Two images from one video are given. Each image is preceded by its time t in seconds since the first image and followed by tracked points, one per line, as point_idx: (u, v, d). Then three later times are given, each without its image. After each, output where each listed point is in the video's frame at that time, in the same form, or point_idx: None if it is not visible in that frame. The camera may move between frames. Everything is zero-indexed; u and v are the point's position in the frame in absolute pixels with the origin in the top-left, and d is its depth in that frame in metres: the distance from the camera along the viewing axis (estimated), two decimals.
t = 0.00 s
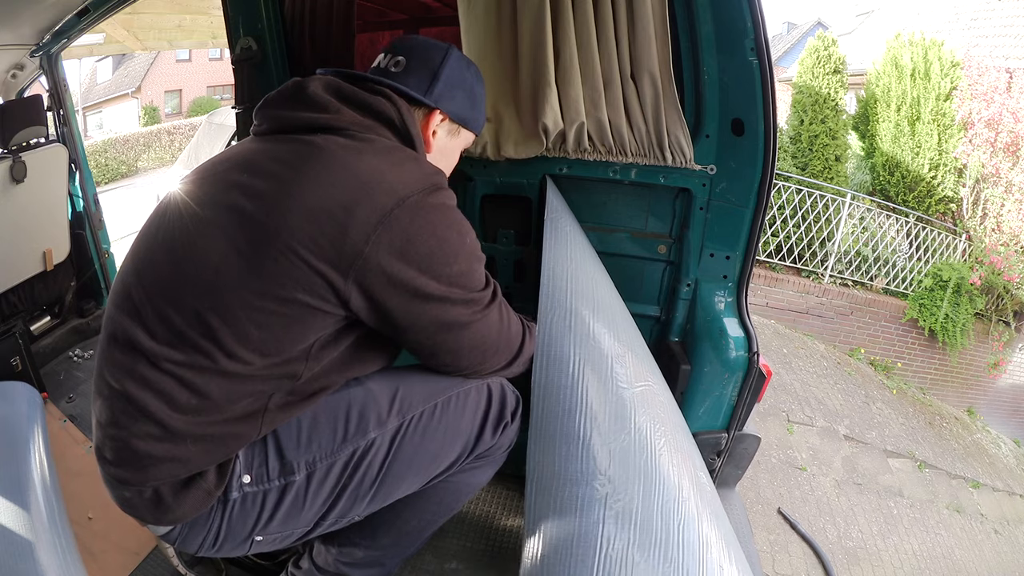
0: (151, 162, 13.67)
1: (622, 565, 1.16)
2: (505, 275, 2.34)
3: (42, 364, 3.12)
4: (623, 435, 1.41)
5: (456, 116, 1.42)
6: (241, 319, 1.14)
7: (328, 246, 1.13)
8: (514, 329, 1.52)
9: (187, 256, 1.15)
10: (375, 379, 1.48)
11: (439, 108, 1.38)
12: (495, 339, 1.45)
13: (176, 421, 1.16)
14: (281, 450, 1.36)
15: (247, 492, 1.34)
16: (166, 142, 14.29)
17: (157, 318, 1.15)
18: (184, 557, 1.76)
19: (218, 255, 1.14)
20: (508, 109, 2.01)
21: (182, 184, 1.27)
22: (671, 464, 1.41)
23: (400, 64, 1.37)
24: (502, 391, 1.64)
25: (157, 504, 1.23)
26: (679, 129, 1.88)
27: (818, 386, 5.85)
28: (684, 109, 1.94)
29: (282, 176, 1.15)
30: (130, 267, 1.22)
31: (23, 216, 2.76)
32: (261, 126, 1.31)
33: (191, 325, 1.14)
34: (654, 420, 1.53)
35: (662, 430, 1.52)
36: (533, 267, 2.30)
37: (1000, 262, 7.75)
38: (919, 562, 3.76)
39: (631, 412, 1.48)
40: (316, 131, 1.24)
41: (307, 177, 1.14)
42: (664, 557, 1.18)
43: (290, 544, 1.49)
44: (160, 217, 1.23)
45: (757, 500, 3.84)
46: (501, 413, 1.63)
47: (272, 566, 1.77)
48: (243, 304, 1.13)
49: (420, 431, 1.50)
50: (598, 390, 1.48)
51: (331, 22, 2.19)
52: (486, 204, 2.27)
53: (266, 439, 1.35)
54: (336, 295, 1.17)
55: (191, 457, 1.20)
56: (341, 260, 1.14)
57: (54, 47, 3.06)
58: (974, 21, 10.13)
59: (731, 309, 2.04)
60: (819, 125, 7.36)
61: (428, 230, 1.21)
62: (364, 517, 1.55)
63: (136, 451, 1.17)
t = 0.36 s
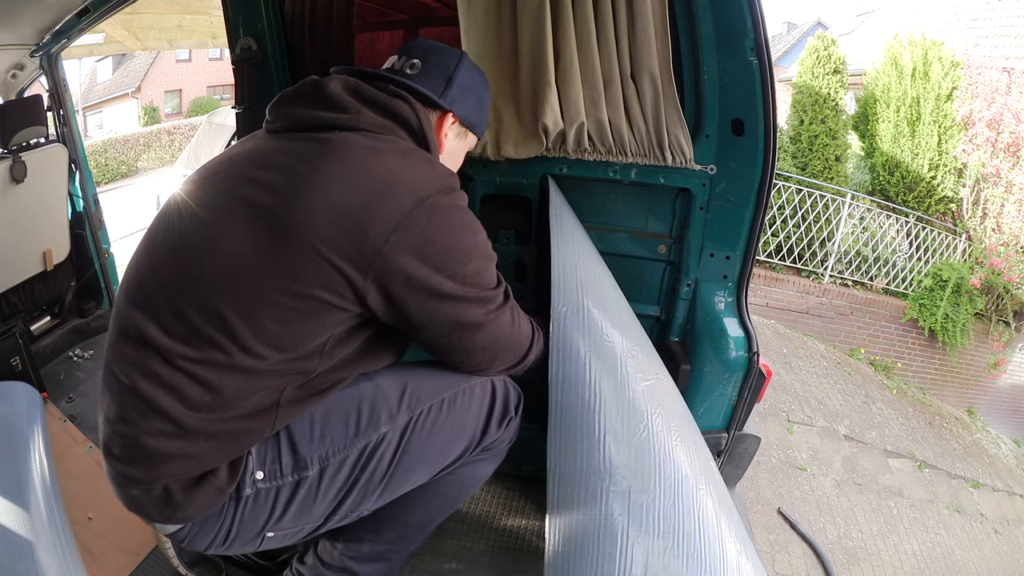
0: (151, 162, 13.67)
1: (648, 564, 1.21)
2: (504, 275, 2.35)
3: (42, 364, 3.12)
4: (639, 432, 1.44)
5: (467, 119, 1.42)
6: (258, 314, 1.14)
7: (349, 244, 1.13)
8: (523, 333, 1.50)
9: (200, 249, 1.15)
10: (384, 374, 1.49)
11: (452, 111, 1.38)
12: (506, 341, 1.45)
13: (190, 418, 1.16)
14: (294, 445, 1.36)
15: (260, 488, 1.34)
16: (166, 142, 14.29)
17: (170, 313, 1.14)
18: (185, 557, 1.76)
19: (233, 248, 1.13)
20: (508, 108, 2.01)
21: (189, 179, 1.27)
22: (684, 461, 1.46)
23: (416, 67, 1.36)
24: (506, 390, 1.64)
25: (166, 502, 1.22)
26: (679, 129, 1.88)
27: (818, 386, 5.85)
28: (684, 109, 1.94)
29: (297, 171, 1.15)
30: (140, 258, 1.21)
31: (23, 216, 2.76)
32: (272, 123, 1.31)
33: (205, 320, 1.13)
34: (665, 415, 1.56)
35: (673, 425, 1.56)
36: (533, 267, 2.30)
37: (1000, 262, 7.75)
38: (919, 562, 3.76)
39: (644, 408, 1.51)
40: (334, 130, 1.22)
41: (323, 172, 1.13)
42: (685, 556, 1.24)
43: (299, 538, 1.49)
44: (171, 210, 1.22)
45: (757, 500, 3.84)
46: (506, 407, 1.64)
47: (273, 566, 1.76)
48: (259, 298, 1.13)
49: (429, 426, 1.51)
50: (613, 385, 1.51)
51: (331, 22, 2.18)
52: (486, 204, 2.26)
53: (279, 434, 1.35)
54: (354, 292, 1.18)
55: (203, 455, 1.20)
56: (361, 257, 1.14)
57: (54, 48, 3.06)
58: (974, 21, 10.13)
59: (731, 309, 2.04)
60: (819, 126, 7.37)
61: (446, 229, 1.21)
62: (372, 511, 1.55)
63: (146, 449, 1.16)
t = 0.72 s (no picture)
0: (151, 162, 13.67)
1: (641, 564, 1.30)
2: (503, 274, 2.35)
3: (42, 364, 3.12)
4: (639, 430, 1.46)
5: (471, 119, 1.43)
6: (262, 318, 1.13)
7: (353, 247, 1.12)
8: (529, 339, 1.50)
9: (201, 249, 1.15)
10: (388, 380, 1.50)
11: (458, 110, 1.38)
12: (512, 346, 1.45)
13: (191, 422, 1.16)
14: (296, 451, 1.36)
15: (262, 493, 1.35)
16: (166, 142, 14.27)
17: (172, 316, 1.14)
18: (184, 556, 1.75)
19: (236, 251, 1.13)
20: (508, 108, 2.01)
21: (192, 179, 1.27)
22: (684, 456, 1.47)
23: (422, 66, 1.36)
24: (511, 394, 1.63)
25: (167, 505, 1.23)
26: (679, 129, 1.88)
27: (818, 386, 5.85)
28: (684, 109, 1.94)
29: (301, 172, 1.15)
30: (143, 258, 1.21)
31: (24, 216, 2.77)
32: (278, 121, 1.30)
33: (208, 324, 1.13)
34: (666, 408, 1.57)
35: (673, 417, 1.57)
36: (532, 267, 2.30)
37: (1000, 262, 7.76)
38: (919, 562, 3.76)
39: (645, 403, 1.52)
40: (340, 131, 1.22)
41: (328, 174, 1.13)
42: (680, 555, 1.30)
43: (301, 543, 1.49)
44: (174, 210, 1.22)
45: (757, 500, 3.84)
46: (511, 413, 1.63)
47: (272, 566, 1.77)
48: (262, 301, 1.13)
49: (432, 432, 1.51)
50: (612, 382, 1.51)
51: (331, 22, 2.19)
52: (486, 204, 2.26)
53: (281, 440, 1.35)
54: (359, 296, 1.17)
55: (205, 459, 1.20)
56: (366, 260, 1.14)
57: (54, 47, 3.06)
58: (974, 20, 10.13)
59: (731, 309, 2.04)
60: (819, 126, 7.37)
61: (453, 233, 1.21)
62: (374, 516, 1.55)
63: (148, 452, 1.16)
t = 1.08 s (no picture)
0: (151, 162, 13.68)
1: (659, 560, 1.28)
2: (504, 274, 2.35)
3: (42, 363, 3.12)
4: (649, 431, 1.47)
5: (475, 116, 1.43)
6: (271, 324, 1.14)
7: (364, 251, 1.12)
8: (534, 340, 1.50)
9: (203, 252, 1.14)
10: (389, 382, 1.50)
11: (462, 107, 1.38)
12: (519, 347, 1.45)
13: (197, 431, 1.16)
14: (299, 455, 1.36)
15: (265, 497, 1.34)
16: (166, 142, 14.27)
17: (177, 321, 1.14)
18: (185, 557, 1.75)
19: (241, 256, 1.13)
20: (508, 108, 2.01)
21: (193, 181, 1.26)
22: (692, 457, 1.49)
23: (425, 63, 1.36)
24: (513, 396, 1.63)
25: (170, 511, 1.23)
26: (679, 129, 1.88)
27: (818, 386, 5.85)
28: (684, 109, 1.94)
29: (307, 176, 1.14)
30: (143, 261, 1.21)
31: (25, 216, 2.77)
32: (280, 121, 1.30)
33: (215, 330, 1.13)
34: (673, 411, 1.58)
35: (680, 420, 1.58)
36: (533, 267, 2.30)
37: (1000, 261, 7.75)
38: (919, 562, 3.76)
39: (653, 405, 1.53)
40: (346, 131, 1.22)
41: (335, 178, 1.13)
42: (697, 553, 1.30)
43: (304, 545, 1.49)
44: (175, 212, 1.22)
45: (757, 500, 3.84)
46: (513, 415, 1.63)
47: (273, 566, 1.78)
48: (269, 306, 1.13)
49: (435, 435, 1.51)
50: (621, 383, 1.52)
51: (331, 22, 2.19)
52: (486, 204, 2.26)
53: (284, 445, 1.35)
54: (370, 300, 1.18)
55: (209, 467, 1.20)
56: (377, 265, 1.14)
57: (54, 47, 3.06)
58: (974, 20, 10.13)
59: (731, 309, 2.03)
60: (819, 126, 7.37)
61: (462, 235, 1.21)
62: (377, 518, 1.55)
63: (151, 460, 1.16)
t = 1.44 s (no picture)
0: (151, 162, 13.67)
1: (641, 563, 1.30)
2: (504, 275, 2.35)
3: (42, 363, 3.12)
4: (639, 429, 1.46)
5: (461, 114, 1.43)
6: (276, 319, 1.14)
7: (367, 246, 1.13)
8: (530, 335, 1.50)
9: (208, 251, 1.14)
10: (395, 377, 1.49)
11: (448, 106, 1.38)
12: (516, 341, 1.45)
13: (204, 429, 1.16)
14: (309, 451, 1.36)
15: (275, 495, 1.35)
16: (166, 142, 14.27)
17: (182, 320, 1.14)
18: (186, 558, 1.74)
19: (246, 253, 1.13)
20: (508, 109, 2.01)
21: (193, 180, 1.26)
22: (684, 456, 1.46)
23: (410, 65, 1.37)
24: (513, 390, 1.63)
25: (179, 514, 1.22)
26: (679, 129, 1.88)
27: (818, 386, 5.85)
28: (684, 109, 1.94)
29: (309, 174, 1.14)
30: (144, 262, 1.20)
31: (25, 216, 2.77)
32: (276, 122, 1.30)
33: (220, 327, 1.13)
34: (666, 408, 1.57)
35: (672, 416, 1.57)
36: (533, 267, 2.30)
37: (1000, 261, 7.75)
38: (919, 562, 3.76)
39: (644, 402, 1.52)
40: (343, 132, 1.22)
41: (339, 175, 1.13)
42: (679, 556, 1.29)
43: (314, 543, 1.49)
44: (176, 212, 1.22)
45: (757, 500, 3.84)
46: (515, 407, 1.64)
47: (274, 566, 1.78)
48: (274, 302, 1.13)
49: (440, 430, 1.51)
50: (611, 381, 1.51)
51: (331, 22, 2.19)
52: (486, 204, 2.26)
53: (294, 442, 1.35)
54: (372, 294, 1.18)
55: (218, 465, 1.20)
56: (379, 259, 1.15)
57: (54, 47, 3.06)
58: (974, 20, 10.12)
59: (731, 309, 2.04)
60: (819, 126, 7.37)
61: (460, 229, 1.22)
62: (384, 514, 1.56)
63: (158, 460, 1.16)
